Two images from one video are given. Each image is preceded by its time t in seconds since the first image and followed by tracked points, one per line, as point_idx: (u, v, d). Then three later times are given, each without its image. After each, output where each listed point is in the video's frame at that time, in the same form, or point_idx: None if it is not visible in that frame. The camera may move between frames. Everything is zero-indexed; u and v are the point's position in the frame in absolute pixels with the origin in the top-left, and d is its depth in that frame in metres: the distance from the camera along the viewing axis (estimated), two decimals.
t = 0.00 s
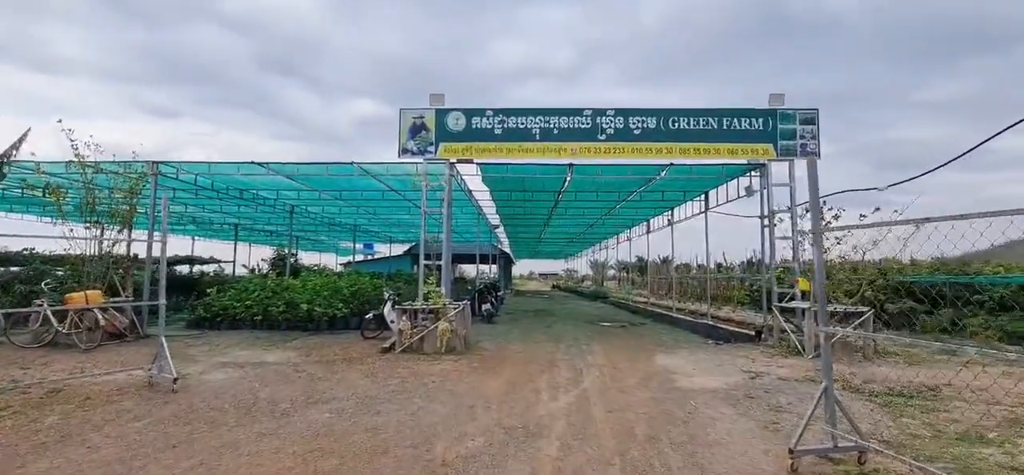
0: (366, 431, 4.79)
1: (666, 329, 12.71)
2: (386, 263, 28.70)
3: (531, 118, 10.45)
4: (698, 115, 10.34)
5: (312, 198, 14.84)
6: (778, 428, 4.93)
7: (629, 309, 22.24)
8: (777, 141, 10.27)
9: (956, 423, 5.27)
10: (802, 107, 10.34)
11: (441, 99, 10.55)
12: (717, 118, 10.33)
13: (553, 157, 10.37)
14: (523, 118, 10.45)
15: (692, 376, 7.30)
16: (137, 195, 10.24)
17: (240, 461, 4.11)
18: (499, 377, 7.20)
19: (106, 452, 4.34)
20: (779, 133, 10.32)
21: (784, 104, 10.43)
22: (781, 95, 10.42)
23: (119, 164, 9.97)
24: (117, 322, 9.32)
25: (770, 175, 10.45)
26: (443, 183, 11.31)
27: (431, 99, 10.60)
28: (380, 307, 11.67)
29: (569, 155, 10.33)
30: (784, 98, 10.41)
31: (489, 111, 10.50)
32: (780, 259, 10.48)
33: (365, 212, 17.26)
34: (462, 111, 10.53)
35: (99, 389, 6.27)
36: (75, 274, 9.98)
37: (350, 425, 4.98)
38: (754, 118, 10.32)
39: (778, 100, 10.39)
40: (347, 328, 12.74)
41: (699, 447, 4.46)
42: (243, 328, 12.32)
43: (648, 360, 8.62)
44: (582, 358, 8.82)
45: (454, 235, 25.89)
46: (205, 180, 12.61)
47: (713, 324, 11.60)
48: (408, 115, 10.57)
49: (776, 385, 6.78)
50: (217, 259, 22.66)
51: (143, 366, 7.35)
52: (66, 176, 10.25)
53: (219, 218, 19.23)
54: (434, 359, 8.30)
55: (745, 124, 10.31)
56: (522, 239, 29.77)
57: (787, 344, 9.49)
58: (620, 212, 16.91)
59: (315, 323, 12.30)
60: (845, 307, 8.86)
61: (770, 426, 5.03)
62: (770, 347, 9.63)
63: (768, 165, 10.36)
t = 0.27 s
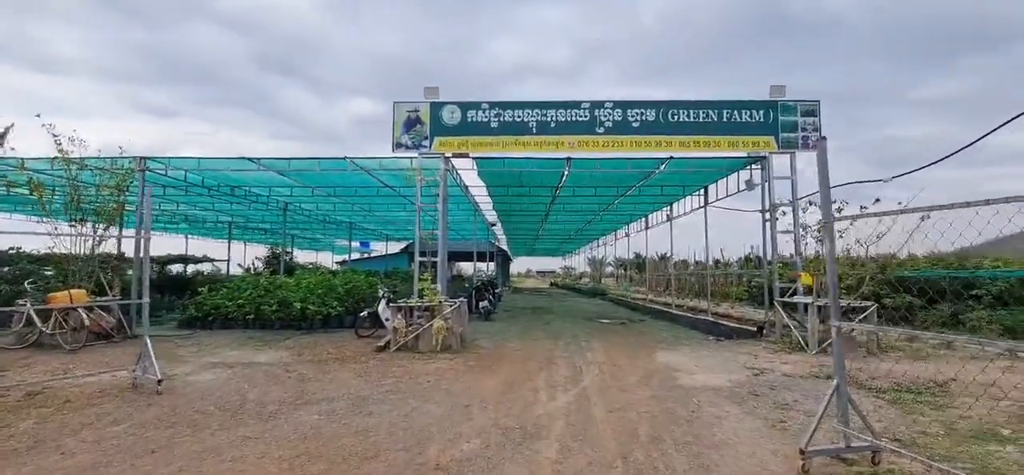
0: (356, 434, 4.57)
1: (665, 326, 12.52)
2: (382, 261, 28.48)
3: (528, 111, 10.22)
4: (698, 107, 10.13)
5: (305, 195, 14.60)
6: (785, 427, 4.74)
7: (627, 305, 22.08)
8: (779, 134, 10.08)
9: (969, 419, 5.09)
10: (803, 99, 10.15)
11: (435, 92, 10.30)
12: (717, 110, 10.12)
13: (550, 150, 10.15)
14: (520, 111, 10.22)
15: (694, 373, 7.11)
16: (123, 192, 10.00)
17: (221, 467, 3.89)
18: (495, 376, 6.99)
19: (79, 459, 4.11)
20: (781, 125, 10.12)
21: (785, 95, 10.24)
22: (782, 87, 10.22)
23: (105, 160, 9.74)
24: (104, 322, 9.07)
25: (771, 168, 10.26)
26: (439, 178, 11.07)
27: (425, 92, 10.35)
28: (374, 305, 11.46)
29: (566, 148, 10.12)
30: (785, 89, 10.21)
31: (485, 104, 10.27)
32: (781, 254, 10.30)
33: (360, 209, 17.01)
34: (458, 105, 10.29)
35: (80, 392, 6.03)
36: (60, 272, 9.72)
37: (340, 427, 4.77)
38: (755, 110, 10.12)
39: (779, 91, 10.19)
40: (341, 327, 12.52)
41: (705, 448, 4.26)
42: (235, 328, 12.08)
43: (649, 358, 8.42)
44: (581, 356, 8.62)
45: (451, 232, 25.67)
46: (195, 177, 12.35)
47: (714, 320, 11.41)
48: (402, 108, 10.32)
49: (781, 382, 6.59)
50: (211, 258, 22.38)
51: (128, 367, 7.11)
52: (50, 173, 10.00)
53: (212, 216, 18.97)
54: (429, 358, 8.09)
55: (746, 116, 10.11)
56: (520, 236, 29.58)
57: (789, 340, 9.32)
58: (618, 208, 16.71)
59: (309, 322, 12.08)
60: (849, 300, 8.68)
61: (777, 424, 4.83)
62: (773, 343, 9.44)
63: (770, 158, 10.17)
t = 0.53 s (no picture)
0: (340, 448, 4.27)
1: (668, 327, 12.22)
2: (380, 261, 28.18)
3: (526, 106, 9.91)
4: (702, 102, 9.81)
5: (299, 193, 14.30)
6: (800, 440, 4.43)
7: (628, 305, 21.80)
8: (785, 130, 9.76)
9: (994, 430, 4.78)
10: (811, 93, 9.83)
11: (431, 86, 9.98)
12: (721, 105, 9.81)
13: (549, 147, 9.83)
14: (519, 106, 9.90)
15: (699, 378, 6.80)
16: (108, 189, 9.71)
17: None
18: (492, 381, 6.69)
19: None
20: (788, 120, 9.80)
21: (792, 90, 9.92)
22: (789, 81, 9.90)
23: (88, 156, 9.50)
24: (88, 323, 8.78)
25: (777, 165, 9.95)
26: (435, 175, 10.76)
27: (421, 86, 10.03)
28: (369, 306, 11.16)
29: (566, 144, 9.80)
30: (791, 83, 9.89)
31: (483, 99, 9.95)
32: (788, 254, 9.99)
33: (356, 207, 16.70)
34: (454, 99, 9.98)
35: (53, 400, 5.72)
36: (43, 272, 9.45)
37: (324, 440, 4.46)
38: (761, 106, 9.80)
39: (786, 86, 9.87)
40: (336, 328, 12.23)
41: (715, 463, 3.95)
42: (227, 329, 11.77)
43: (652, 361, 8.11)
44: (581, 359, 8.31)
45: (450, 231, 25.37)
46: (185, 174, 12.03)
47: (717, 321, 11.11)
48: (397, 103, 10.00)
49: (791, 388, 6.28)
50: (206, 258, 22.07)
51: (107, 373, 6.80)
52: (32, 170, 9.75)
53: (206, 215, 18.67)
54: (423, 362, 7.78)
55: (752, 112, 9.79)
56: (519, 234, 29.28)
57: (797, 343, 9.01)
58: (619, 206, 16.40)
59: (302, 323, 11.77)
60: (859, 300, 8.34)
61: (791, 436, 4.53)
62: (779, 345, 9.14)
63: (776, 154, 9.85)
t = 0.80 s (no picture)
0: (328, 456, 4.04)
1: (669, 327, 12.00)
2: (379, 258, 27.96)
3: (526, 100, 9.67)
4: (706, 97, 9.58)
5: (295, 189, 14.06)
6: (813, 449, 4.21)
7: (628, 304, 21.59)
8: (791, 126, 9.52)
9: (1015, 438, 4.56)
10: (817, 89, 9.59)
11: (428, 80, 9.74)
12: (726, 101, 9.57)
13: (549, 142, 9.59)
14: (518, 101, 9.66)
15: (704, 381, 6.58)
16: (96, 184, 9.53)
17: None
18: (489, 384, 6.46)
19: None
20: (794, 116, 9.57)
21: (798, 85, 9.68)
22: (795, 76, 9.66)
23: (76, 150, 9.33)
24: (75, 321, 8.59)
25: (783, 162, 9.72)
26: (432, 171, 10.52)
27: (418, 80, 9.77)
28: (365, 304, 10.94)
29: (567, 140, 9.56)
30: (798, 78, 9.65)
31: (481, 93, 9.71)
32: (793, 253, 9.75)
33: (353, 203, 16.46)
34: (452, 93, 9.74)
35: (32, 402, 5.49)
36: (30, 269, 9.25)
37: (311, 447, 4.24)
38: (766, 101, 9.57)
39: (792, 81, 9.63)
40: (331, 327, 12.00)
41: None
42: (219, 328, 11.54)
43: (654, 363, 7.88)
44: (581, 360, 8.09)
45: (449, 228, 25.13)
46: (177, 169, 11.79)
47: (720, 321, 10.89)
48: (393, 97, 9.75)
49: (799, 392, 6.05)
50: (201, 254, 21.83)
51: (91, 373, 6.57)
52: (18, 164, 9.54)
53: (202, 211, 18.42)
54: (419, 363, 7.55)
55: (757, 107, 9.56)
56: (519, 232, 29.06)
57: (802, 344, 8.78)
58: (620, 204, 16.17)
59: (297, 322, 11.54)
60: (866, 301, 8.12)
61: (803, 445, 4.30)
62: (785, 347, 8.91)
63: (782, 151, 9.62)
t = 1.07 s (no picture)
0: (314, 464, 3.77)
1: (672, 326, 11.74)
2: (376, 255, 27.69)
3: (526, 92, 9.39)
4: (712, 90, 9.31)
5: (290, 183, 13.77)
6: (831, 458, 3.95)
7: (627, 303, 21.37)
8: (799, 120, 9.26)
9: None
10: (826, 82, 9.33)
11: (426, 70, 9.45)
12: (732, 93, 9.30)
13: (550, 136, 9.33)
14: (518, 93, 9.39)
15: (711, 383, 6.32)
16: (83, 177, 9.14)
17: None
18: (487, 385, 6.20)
19: None
20: (802, 110, 9.30)
21: (807, 78, 9.42)
22: (804, 68, 9.39)
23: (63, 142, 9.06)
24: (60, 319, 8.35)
25: (790, 157, 9.46)
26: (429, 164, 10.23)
27: (415, 70, 9.49)
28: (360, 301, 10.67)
29: (569, 133, 9.29)
30: (806, 71, 9.39)
31: (480, 84, 9.43)
32: (800, 251, 9.50)
33: (350, 199, 16.16)
34: (450, 85, 9.46)
35: (5, 403, 5.21)
36: (14, 264, 9.02)
37: (297, 453, 3.96)
38: (774, 94, 9.30)
39: (800, 73, 9.37)
40: (326, 325, 11.74)
41: None
42: (211, 325, 11.24)
43: (658, 363, 7.62)
44: (583, 360, 7.83)
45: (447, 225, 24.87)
46: (168, 162, 11.49)
47: (724, 321, 10.63)
48: (389, 89, 9.47)
49: (810, 395, 5.80)
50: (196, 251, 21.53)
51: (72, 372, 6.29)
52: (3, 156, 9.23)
53: (196, 206, 18.11)
54: (415, 362, 7.28)
55: (764, 100, 9.29)
56: (518, 230, 28.80)
57: (810, 344, 8.52)
58: (621, 200, 15.92)
59: (291, 319, 11.27)
60: (877, 301, 7.89)
61: (820, 453, 4.05)
62: (791, 348, 8.65)
63: (789, 145, 9.36)
